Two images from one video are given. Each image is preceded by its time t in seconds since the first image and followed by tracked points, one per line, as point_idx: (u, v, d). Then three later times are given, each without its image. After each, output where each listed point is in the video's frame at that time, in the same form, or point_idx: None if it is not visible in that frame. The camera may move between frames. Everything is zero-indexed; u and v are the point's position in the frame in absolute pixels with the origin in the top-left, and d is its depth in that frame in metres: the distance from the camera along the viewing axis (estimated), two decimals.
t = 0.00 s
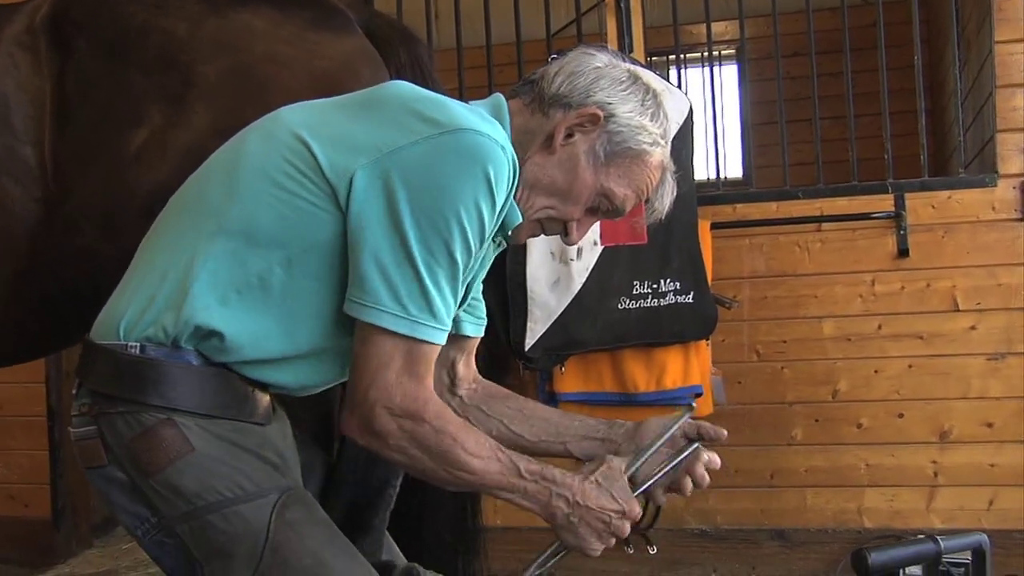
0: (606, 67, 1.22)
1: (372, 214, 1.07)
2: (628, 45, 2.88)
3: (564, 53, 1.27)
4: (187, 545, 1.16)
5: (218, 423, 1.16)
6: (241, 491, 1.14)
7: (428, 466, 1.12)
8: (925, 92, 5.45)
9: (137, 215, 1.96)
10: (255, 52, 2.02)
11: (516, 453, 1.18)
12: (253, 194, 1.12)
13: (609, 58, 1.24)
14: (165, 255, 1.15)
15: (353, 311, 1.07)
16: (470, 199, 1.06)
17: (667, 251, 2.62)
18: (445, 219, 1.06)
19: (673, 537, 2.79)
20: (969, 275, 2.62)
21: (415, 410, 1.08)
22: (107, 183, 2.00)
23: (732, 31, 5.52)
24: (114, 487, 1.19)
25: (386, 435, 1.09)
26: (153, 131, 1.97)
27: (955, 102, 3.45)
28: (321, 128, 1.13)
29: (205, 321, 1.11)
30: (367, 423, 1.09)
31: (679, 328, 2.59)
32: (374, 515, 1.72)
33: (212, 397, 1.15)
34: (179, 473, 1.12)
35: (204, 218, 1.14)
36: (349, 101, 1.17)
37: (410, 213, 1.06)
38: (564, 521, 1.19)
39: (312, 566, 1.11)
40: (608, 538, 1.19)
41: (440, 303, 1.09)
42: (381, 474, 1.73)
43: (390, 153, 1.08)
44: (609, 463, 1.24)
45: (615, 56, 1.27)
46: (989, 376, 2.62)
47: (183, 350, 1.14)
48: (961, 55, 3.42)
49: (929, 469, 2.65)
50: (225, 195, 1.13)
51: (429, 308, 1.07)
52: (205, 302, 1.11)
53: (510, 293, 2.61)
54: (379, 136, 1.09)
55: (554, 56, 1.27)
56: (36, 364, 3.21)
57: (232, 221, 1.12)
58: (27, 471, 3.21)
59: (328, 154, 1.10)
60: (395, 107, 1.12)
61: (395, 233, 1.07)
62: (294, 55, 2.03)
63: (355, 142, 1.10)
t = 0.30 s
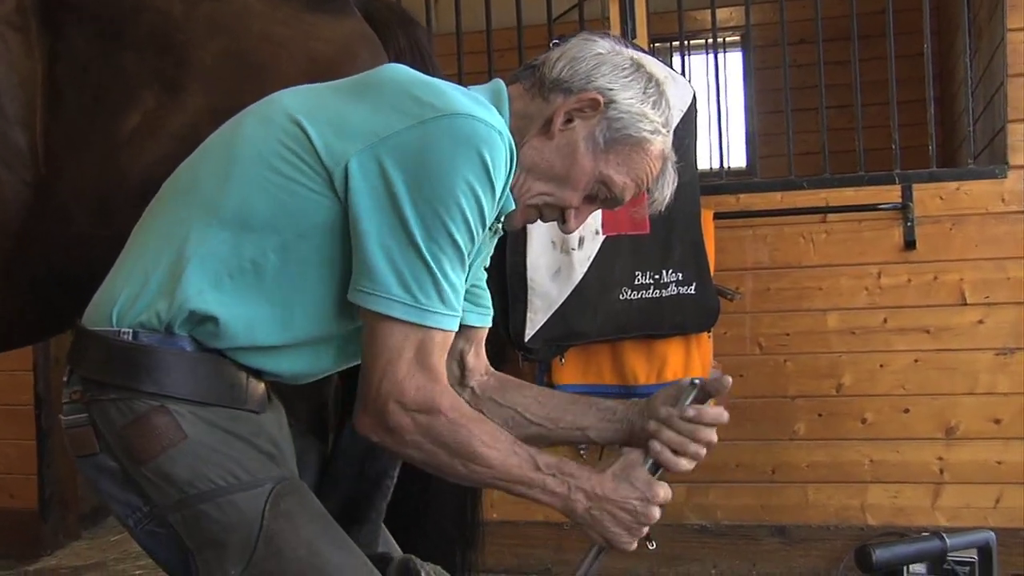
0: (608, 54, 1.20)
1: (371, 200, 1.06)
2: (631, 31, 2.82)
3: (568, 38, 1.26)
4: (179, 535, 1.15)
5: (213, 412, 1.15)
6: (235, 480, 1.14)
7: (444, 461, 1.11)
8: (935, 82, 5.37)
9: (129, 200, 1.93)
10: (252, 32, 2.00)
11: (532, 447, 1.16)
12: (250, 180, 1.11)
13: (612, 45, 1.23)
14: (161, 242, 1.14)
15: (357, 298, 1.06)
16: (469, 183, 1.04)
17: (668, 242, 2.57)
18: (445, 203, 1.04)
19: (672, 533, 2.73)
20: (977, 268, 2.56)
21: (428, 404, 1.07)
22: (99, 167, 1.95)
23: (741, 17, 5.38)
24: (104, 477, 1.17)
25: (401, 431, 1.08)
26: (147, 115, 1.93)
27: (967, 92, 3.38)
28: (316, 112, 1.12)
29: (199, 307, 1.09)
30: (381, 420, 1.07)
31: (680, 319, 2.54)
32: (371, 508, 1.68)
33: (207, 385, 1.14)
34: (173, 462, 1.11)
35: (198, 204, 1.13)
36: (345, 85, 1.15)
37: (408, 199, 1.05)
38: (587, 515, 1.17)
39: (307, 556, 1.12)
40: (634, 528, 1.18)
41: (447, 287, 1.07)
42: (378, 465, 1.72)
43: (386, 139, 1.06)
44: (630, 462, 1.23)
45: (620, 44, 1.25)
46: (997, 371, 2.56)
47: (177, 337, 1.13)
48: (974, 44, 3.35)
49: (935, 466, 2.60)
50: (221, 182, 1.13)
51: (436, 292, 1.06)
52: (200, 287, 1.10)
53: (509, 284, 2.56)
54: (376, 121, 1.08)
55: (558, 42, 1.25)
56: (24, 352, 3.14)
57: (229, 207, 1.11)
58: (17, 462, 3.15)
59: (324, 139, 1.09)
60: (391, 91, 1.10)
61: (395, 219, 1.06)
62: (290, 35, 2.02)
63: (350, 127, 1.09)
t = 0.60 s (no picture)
0: (614, 36, 1.16)
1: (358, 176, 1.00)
2: (634, 14, 2.75)
3: (574, 22, 1.21)
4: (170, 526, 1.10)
5: (206, 399, 1.09)
6: (228, 470, 1.09)
7: (419, 454, 1.02)
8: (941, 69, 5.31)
9: (120, 184, 1.85)
10: (247, 13, 1.90)
11: (523, 456, 1.07)
12: (238, 158, 1.06)
13: (620, 28, 1.18)
14: (147, 222, 1.09)
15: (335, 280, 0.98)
16: (463, 160, 0.98)
17: (673, 231, 2.51)
18: (434, 181, 0.97)
19: (673, 526, 2.67)
20: (989, 258, 2.51)
21: (403, 388, 0.98)
22: (89, 149, 1.88)
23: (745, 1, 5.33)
24: (95, 467, 1.13)
25: (373, 415, 0.99)
26: (138, 96, 1.86)
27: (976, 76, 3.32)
28: (307, 90, 1.06)
29: (190, 291, 1.04)
30: (351, 401, 0.98)
31: (684, 308, 2.49)
32: (366, 500, 1.59)
33: (200, 372, 1.09)
34: (165, 452, 1.07)
35: (187, 185, 1.08)
36: (341, 64, 1.10)
37: (395, 175, 0.98)
38: (571, 535, 1.09)
39: (301, 548, 1.07)
40: (619, 560, 1.10)
41: (434, 271, 0.99)
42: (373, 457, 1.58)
43: (377, 115, 1.01)
44: (632, 475, 1.14)
45: (628, 28, 1.20)
46: (1007, 363, 2.51)
47: (170, 324, 1.07)
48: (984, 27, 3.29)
49: (943, 460, 2.54)
50: (210, 160, 1.07)
51: (422, 275, 0.98)
52: (189, 271, 1.05)
53: (509, 270, 2.49)
54: (369, 97, 1.02)
55: (563, 25, 1.21)
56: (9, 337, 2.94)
57: (216, 185, 1.06)
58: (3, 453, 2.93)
59: (314, 116, 1.03)
60: (387, 68, 1.05)
61: (380, 197, 0.98)
62: (289, 16, 1.92)
63: (343, 103, 1.03)
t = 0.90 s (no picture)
0: (621, 2, 1.10)
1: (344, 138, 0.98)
2: None
3: None
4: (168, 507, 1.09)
5: (202, 377, 1.09)
6: (227, 451, 1.07)
7: (375, 406, 0.97)
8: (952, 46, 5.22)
9: (112, 159, 1.79)
10: None
11: (492, 403, 1.01)
12: (230, 124, 1.05)
13: None
14: (140, 190, 1.09)
15: (310, 241, 0.95)
16: (450, 121, 0.96)
17: (679, 206, 2.45)
18: (418, 139, 0.95)
19: (679, 509, 2.61)
20: (1005, 234, 2.44)
21: (355, 338, 0.94)
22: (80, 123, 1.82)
23: None
24: (91, 448, 1.12)
25: (323, 367, 0.95)
26: (130, 68, 1.80)
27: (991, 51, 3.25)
28: (303, 57, 1.06)
29: (187, 263, 1.04)
30: (300, 354, 0.95)
31: (689, 288, 2.43)
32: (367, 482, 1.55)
33: (198, 350, 1.08)
34: (162, 431, 1.06)
35: (177, 157, 1.07)
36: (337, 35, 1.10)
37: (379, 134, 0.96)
38: (554, 490, 1.01)
39: (300, 530, 1.04)
40: (615, 519, 1.01)
41: (409, 234, 0.96)
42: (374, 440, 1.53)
43: (368, 77, 1.00)
44: (623, 425, 1.05)
45: None
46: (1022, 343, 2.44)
47: (166, 300, 1.07)
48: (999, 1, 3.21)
49: (957, 442, 2.47)
50: (202, 126, 1.07)
51: (396, 237, 0.95)
52: (185, 244, 1.05)
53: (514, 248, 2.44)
54: (361, 61, 1.02)
55: None
56: None
57: (208, 152, 1.06)
58: None
59: (308, 82, 1.04)
60: (379, 34, 1.04)
61: (361, 157, 0.96)
62: None
63: (334, 68, 1.02)
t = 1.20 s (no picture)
0: None
1: (329, 105, 0.93)
2: None
3: None
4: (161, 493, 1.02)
5: (193, 352, 1.02)
6: (219, 429, 1.01)
7: (327, 361, 0.91)
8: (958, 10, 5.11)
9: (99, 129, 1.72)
10: None
11: (448, 353, 0.95)
12: (215, 93, 1.00)
13: None
14: (122, 159, 1.04)
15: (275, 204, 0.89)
16: (435, 85, 0.90)
17: (683, 178, 2.38)
18: (396, 103, 0.89)
19: (684, 489, 2.57)
20: (1020, 206, 2.37)
21: (308, 295, 0.88)
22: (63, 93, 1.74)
23: None
24: (78, 427, 1.05)
25: (273, 325, 0.89)
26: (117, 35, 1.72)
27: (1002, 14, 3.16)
28: (293, 26, 1.01)
29: (172, 236, 0.98)
30: (251, 311, 0.89)
31: (694, 262, 2.38)
32: (364, 462, 1.45)
33: (187, 324, 1.02)
34: (151, 408, 0.99)
35: (159, 126, 1.02)
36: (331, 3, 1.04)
37: (357, 98, 0.89)
38: (516, 443, 0.97)
39: (296, 510, 0.98)
40: (579, 472, 0.98)
41: (379, 203, 0.89)
42: (371, 416, 1.43)
43: (353, 40, 0.93)
44: (583, 373, 1.02)
45: None
46: None
47: (155, 274, 1.01)
48: None
49: (970, 420, 2.42)
50: (187, 94, 1.02)
51: (361, 204, 0.88)
52: (172, 216, 0.98)
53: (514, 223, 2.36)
54: (348, 25, 0.95)
55: None
56: None
57: (192, 121, 1.01)
58: None
59: (295, 49, 0.98)
60: None
61: (337, 121, 0.90)
62: None
63: (322, 33, 0.97)
